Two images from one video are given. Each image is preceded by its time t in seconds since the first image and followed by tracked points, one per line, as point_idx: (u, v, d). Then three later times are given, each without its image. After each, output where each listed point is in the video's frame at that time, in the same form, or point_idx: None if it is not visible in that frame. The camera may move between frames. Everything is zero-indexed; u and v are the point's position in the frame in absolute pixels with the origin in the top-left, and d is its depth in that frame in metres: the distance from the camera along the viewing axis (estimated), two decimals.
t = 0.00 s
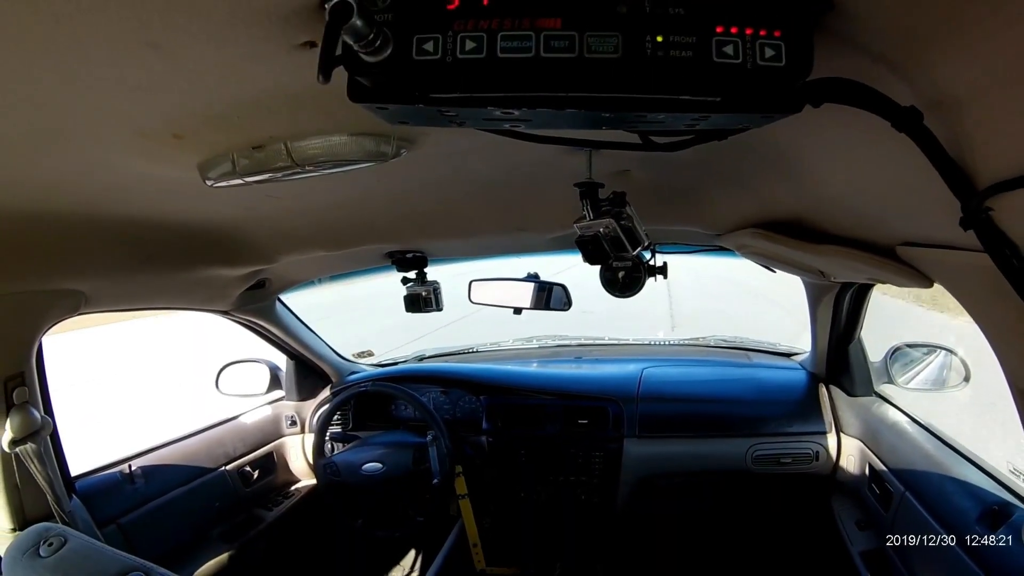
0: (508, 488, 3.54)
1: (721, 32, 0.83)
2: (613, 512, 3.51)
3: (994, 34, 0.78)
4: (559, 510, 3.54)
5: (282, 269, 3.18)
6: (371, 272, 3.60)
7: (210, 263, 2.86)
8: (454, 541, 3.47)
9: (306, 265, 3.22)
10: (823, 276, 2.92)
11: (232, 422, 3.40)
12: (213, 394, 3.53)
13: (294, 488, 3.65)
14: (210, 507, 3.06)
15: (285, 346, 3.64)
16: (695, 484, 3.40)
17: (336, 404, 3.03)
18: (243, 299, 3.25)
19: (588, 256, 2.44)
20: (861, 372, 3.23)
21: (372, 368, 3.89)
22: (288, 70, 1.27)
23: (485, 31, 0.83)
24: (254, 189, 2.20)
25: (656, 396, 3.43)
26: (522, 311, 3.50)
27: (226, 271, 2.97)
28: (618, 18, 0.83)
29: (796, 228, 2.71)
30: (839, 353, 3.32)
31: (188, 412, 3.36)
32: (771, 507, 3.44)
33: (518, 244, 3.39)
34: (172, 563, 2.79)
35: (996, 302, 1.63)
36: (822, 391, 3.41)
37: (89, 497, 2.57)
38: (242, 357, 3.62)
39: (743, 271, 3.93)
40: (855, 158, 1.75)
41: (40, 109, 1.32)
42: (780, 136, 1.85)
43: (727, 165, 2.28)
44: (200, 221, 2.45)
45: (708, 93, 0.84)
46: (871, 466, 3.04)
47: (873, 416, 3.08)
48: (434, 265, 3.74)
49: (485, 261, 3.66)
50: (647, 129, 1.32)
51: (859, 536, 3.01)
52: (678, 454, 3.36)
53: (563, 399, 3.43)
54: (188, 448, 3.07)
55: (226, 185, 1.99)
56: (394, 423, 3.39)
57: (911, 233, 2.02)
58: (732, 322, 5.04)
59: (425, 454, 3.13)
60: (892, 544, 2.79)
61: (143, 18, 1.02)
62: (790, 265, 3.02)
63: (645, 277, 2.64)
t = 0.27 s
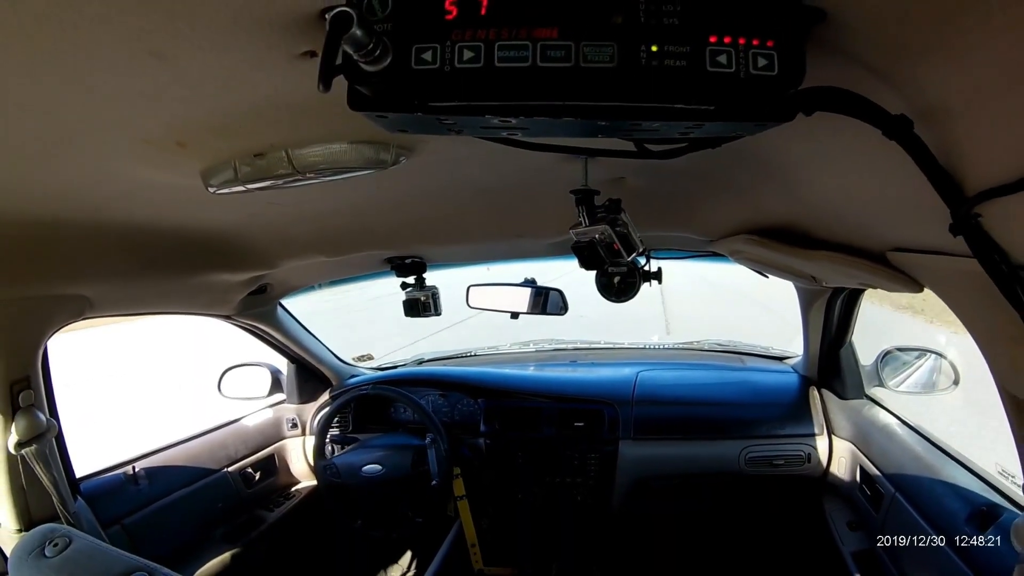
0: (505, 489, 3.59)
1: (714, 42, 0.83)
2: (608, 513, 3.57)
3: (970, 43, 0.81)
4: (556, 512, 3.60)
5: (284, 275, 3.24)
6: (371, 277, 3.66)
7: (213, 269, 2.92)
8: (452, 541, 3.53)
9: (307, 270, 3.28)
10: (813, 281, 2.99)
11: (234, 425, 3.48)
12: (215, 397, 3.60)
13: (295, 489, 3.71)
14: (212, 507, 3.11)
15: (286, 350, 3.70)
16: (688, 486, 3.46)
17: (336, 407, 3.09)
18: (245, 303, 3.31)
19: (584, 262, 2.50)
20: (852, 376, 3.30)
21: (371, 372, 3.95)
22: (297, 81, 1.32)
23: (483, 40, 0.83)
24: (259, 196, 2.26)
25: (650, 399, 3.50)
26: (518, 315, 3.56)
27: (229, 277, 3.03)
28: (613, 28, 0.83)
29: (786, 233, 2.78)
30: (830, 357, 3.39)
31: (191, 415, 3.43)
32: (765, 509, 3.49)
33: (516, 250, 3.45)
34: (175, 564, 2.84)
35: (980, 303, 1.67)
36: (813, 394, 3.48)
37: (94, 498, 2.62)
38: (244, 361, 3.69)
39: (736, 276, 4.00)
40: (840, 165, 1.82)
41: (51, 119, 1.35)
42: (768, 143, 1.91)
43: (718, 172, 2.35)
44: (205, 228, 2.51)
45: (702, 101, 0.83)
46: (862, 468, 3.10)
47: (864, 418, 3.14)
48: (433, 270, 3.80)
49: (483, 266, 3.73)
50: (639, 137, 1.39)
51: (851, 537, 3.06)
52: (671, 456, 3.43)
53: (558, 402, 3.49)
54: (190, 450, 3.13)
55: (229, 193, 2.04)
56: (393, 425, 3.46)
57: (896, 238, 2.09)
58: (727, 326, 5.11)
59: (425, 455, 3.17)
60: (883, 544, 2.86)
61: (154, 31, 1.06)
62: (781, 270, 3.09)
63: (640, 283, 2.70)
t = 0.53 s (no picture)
0: (503, 491, 3.64)
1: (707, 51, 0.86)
2: (604, 514, 3.63)
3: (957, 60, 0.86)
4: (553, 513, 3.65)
5: (285, 280, 3.30)
6: (370, 282, 3.72)
7: (216, 274, 2.98)
8: (450, 542, 3.58)
9: (308, 276, 3.34)
10: (807, 285, 3.04)
11: (236, 427, 3.53)
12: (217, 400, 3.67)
13: (296, 491, 3.77)
14: (214, 508, 3.17)
15: (287, 354, 3.75)
16: (682, 487, 3.53)
17: (336, 409, 3.16)
18: (247, 308, 3.37)
19: (579, 266, 2.56)
20: (843, 380, 3.36)
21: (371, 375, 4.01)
22: (303, 91, 1.37)
23: (481, 49, 0.87)
24: (263, 202, 2.32)
25: (646, 402, 3.56)
26: (516, 320, 3.62)
27: (231, 282, 3.09)
28: (608, 37, 0.85)
29: (778, 239, 2.84)
30: (824, 361, 3.45)
31: (193, 418, 3.49)
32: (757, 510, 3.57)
33: (513, 255, 3.51)
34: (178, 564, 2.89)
35: (968, 307, 1.73)
36: (806, 397, 3.53)
37: (98, 499, 2.67)
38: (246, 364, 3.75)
39: (730, 281, 4.07)
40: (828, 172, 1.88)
41: (63, 127, 1.39)
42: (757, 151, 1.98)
43: (711, 179, 2.42)
44: (209, 234, 2.57)
45: (696, 109, 0.86)
46: (853, 470, 3.16)
47: (854, 421, 3.21)
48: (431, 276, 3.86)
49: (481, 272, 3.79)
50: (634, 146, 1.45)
51: (842, 537, 3.13)
52: (665, 458, 3.50)
53: (555, 405, 3.55)
54: (193, 452, 3.18)
55: (229, 199, 2.10)
56: (392, 428, 3.50)
57: (885, 242, 2.15)
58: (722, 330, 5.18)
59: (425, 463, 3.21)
60: (873, 544, 2.92)
61: (165, 41, 1.09)
62: (774, 275, 3.15)
63: (635, 287, 2.76)
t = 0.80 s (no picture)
0: (500, 492, 3.69)
1: (701, 59, 0.88)
2: (601, 515, 3.68)
3: (942, 74, 0.90)
4: (550, 514, 3.71)
5: (287, 286, 3.37)
6: (370, 287, 3.79)
7: (219, 280, 3.03)
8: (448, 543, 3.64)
9: (309, 281, 3.40)
10: (799, 290, 3.11)
11: (238, 430, 3.59)
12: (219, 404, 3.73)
13: (297, 492, 3.82)
14: (216, 508, 3.22)
15: (288, 358, 3.81)
16: (677, 488, 3.59)
17: (336, 412, 3.21)
18: (249, 313, 3.43)
19: (575, 271, 2.62)
20: (835, 383, 3.43)
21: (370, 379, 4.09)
22: (305, 103, 1.41)
23: (478, 58, 0.88)
24: (267, 209, 2.38)
25: (640, 405, 3.62)
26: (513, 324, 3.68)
27: (234, 287, 3.15)
28: (604, 46, 0.87)
29: (770, 244, 2.91)
30: (815, 364, 3.52)
31: (196, 421, 3.56)
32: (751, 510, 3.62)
33: (511, 261, 3.57)
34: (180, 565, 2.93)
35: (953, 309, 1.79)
36: (797, 400, 3.61)
37: (102, 500, 2.72)
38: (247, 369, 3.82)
39: (724, 286, 4.15)
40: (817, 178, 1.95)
41: (75, 138, 1.44)
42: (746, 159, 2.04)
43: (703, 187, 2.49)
44: (214, 240, 2.63)
45: (691, 117, 0.87)
46: (845, 472, 3.22)
47: (847, 423, 3.26)
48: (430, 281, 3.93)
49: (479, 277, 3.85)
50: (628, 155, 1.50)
51: (834, 539, 3.19)
52: (660, 461, 3.56)
53: (551, 408, 3.62)
54: (196, 454, 3.24)
55: (230, 206, 2.15)
56: (392, 431, 3.54)
57: (873, 247, 2.21)
58: (717, 333, 5.26)
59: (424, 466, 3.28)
60: (865, 545, 2.98)
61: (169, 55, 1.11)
62: (766, 280, 3.22)
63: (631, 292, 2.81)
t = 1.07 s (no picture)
0: (498, 493, 3.75)
1: (695, 68, 0.93)
2: (597, 516, 3.74)
3: (922, 83, 0.95)
4: (547, 515, 3.76)
5: (288, 290, 3.42)
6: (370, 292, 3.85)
7: (222, 284, 3.09)
8: (446, 543, 3.69)
9: (309, 285, 3.46)
10: (791, 295, 3.17)
11: (240, 432, 3.64)
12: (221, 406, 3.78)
13: (298, 493, 3.87)
14: (218, 509, 3.27)
15: (289, 361, 3.87)
16: (673, 489, 3.64)
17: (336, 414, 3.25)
18: (250, 317, 3.49)
19: (571, 276, 2.69)
20: (827, 385, 3.49)
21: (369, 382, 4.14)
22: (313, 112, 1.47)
23: (477, 67, 0.93)
24: (270, 215, 2.45)
25: (636, 407, 3.68)
26: (511, 328, 3.74)
27: (236, 291, 3.21)
28: (600, 55, 0.92)
29: (762, 249, 2.98)
30: (808, 367, 3.57)
31: (199, 424, 3.61)
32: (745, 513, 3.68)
33: (508, 266, 3.64)
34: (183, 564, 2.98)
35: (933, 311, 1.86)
36: (790, 402, 3.66)
37: (106, 501, 2.76)
38: (249, 372, 3.87)
39: (718, 291, 4.22)
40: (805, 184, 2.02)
41: (90, 146, 1.50)
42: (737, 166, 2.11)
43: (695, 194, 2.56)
44: (217, 245, 2.69)
45: (684, 123, 0.93)
46: (837, 474, 3.28)
47: (838, 425, 3.34)
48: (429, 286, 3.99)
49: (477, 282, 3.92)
50: (625, 160, 1.56)
51: (827, 539, 3.24)
52: (655, 462, 3.62)
53: (548, 411, 3.68)
54: (198, 455, 3.29)
55: (234, 211, 2.21)
56: (390, 432, 3.63)
57: (860, 251, 2.28)
58: (711, 337, 5.33)
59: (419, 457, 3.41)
60: (855, 545, 3.04)
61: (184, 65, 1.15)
62: (758, 284, 3.28)
63: (625, 297, 2.87)
